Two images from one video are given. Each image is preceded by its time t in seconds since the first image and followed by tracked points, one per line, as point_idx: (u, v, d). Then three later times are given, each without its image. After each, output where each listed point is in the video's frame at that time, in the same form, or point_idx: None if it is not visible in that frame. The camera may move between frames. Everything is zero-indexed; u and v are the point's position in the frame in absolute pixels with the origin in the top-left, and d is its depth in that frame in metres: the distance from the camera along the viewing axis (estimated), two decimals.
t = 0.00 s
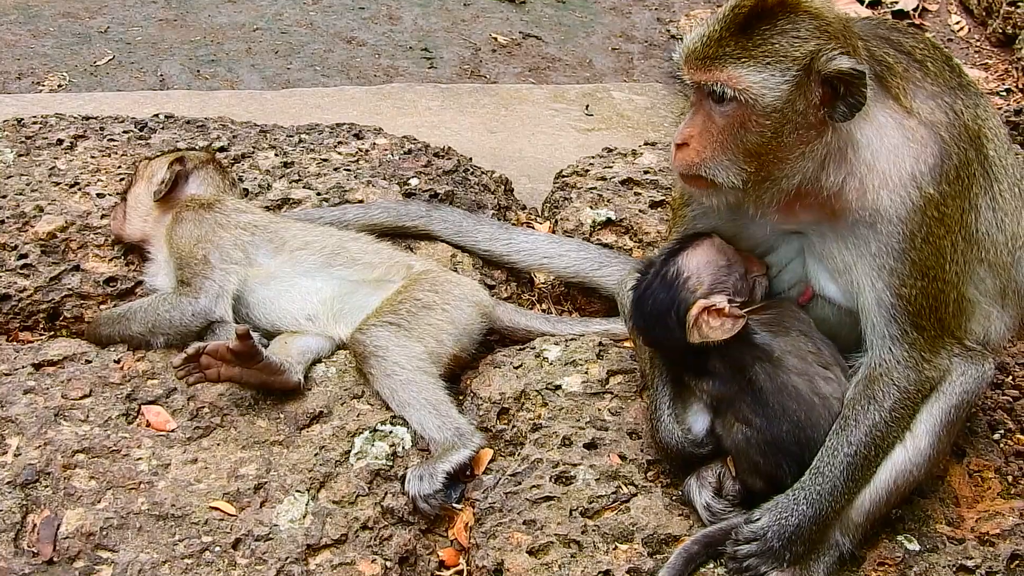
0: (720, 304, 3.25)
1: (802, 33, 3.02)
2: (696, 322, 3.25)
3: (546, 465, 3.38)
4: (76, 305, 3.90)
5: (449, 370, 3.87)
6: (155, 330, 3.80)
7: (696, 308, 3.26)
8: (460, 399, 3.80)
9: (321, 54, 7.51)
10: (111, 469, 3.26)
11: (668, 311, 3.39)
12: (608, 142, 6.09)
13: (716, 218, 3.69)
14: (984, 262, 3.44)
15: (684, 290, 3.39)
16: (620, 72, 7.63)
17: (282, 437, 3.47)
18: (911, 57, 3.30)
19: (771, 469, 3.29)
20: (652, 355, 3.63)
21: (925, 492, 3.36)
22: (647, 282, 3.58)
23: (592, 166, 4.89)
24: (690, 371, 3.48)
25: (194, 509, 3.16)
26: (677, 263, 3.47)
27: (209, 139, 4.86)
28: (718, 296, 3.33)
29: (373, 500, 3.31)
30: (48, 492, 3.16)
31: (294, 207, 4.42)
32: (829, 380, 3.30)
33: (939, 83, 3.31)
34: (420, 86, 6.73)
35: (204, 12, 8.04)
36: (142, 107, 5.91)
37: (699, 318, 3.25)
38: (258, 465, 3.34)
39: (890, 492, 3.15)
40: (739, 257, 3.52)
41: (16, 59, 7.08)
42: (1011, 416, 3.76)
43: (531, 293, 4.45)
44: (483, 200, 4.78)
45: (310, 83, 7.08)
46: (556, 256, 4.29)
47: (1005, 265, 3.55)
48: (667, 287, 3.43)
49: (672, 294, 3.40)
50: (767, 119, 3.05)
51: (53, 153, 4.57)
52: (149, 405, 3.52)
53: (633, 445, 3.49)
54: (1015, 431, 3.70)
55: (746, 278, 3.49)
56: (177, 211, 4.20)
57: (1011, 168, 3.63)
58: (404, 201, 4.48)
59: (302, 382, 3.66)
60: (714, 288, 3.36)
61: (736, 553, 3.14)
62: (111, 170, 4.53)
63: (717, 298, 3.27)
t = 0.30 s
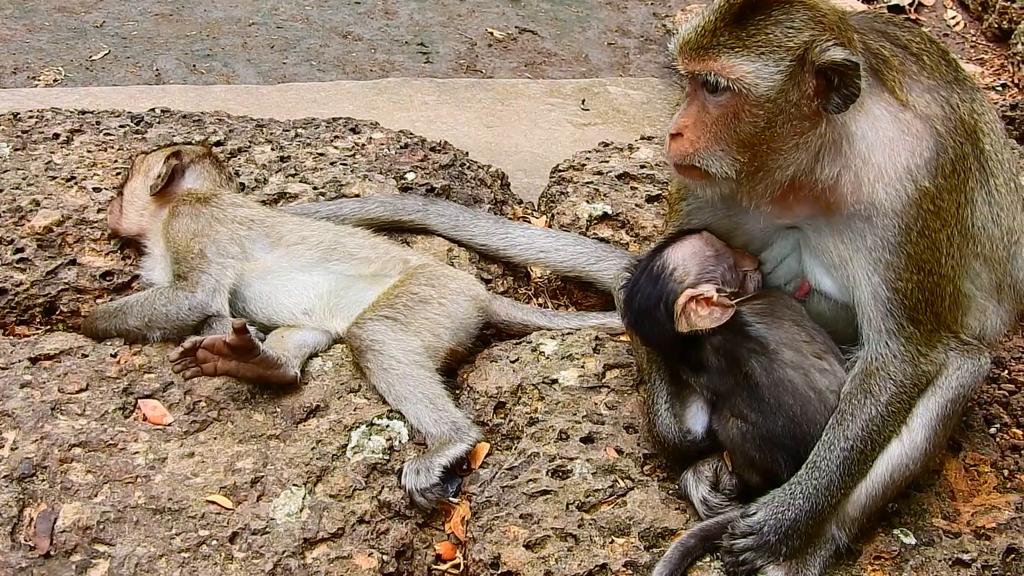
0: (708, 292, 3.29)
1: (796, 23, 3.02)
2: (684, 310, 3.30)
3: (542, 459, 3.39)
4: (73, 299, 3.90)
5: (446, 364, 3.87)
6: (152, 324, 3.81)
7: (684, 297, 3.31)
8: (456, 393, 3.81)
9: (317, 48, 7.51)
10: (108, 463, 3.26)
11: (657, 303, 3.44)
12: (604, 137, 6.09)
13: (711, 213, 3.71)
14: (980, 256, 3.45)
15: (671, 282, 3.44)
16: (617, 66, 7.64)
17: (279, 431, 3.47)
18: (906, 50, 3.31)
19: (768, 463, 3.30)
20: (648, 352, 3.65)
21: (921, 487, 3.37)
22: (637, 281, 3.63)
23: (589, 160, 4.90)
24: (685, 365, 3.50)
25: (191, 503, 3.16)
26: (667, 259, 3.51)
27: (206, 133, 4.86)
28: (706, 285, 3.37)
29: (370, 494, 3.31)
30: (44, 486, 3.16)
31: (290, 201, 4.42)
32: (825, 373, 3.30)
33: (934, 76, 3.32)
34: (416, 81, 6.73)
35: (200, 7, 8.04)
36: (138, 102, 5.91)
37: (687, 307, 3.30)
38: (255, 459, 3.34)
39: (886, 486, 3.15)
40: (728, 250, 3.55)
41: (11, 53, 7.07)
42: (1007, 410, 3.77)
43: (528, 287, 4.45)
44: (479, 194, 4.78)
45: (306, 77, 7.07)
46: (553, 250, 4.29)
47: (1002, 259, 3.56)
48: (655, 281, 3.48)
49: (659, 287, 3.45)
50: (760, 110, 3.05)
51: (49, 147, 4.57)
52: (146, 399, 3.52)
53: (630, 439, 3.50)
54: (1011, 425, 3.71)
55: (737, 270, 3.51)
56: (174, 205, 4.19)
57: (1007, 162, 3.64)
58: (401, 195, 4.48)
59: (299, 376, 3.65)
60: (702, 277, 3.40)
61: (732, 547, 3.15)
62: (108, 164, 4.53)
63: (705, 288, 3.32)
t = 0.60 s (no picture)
0: (705, 290, 3.30)
1: (794, 15, 3.02)
2: (681, 308, 3.31)
3: (538, 454, 3.39)
4: (68, 295, 3.90)
5: (442, 359, 3.88)
6: (148, 319, 3.81)
7: (681, 295, 3.32)
8: (452, 387, 3.81)
9: (312, 44, 7.50)
10: (104, 458, 3.26)
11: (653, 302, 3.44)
12: (600, 131, 6.10)
13: (705, 206, 3.71)
14: (974, 248, 3.46)
15: (665, 280, 3.44)
16: (612, 61, 7.63)
17: (274, 426, 3.47)
18: (900, 42, 3.32)
19: (765, 457, 3.31)
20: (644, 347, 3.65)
21: (916, 480, 3.37)
22: (631, 279, 3.63)
23: (584, 155, 4.91)
24: (681, 360, 3.50)
25: (187, 498, 3.16)
26: (662, 256, 3.52)
27: (201, 129, 4.86)
28: (701, 282, 3.37)
29: (366, 489, 3.31)
30: (40, 482, 3.16)
31: (286, 196, 4.42)
32: (821, 366, 3.31)
33: (928, 68, 3.32)
34: (412, 76, 6.73)
35: (195, 3, 8.04)
36: (133, 98, 5.90)
37: (683, 304, 3.31)
38: (251, 454, 3.34)
39: (881, 479, 3.16)
40: (721, 244, 3.56)
41: (6, 49, 7.06)
42: (1002, 403, 3.77)
43: (524, 281, 4.46)
44: (475, 188, 4.79)
45: (301, 73, 7.07)
46: (548, 245, 4.29)
47: (995, 252, 3.57)
48: (650, 279, 3.49)
49: (654, 286, 3.46)
50: (760, 103, 3.05)
51: (44, 142, 4.57)
52: (141, 395, 3.51)
53: (626, 434, 3.50)
54: (1006, 418, 3.71)
55: (731, 264, 3.52)
56: (169, 200, 4.20)
57: (1001, 154, 3.65)
58: (396, 190, 4.48)
59: (295, 370, 3.66)
60: (697, 274, 3.41)
61: (728, 541, 3.15)
62: (103, 159, 4.53)
63: (701, 285, 3.32)
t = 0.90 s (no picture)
0: (700, 283, 3.30)
1: (788, 6, 3.03)
2: (676, 302, 3.31)
3: (534, 447, 3.40)
4: (64, 290, 3.90)
5: (438, 353, 3.88)
6: (143, 314, 3.80)
7: (676, 289, 3.32)
8: (448, 381, 3.82)
9: (308, 39, 7.51)
10: (100, 453, 3.26)
11: (648, 296, 3.44)
12: (595, 126, 6.10)
13: (700, 199, 3.72)
14: (967, 241, 3.47)
15: (660, 274, 3.45)
16: (607, 56, 7.64)
17: (271, 420, 3.47)
18: (894, 35, 3.32)
19: (760, 450, 3.31)
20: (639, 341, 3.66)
21: (912, 472, 3.38)
22: (626, 273, 3.64)
23: (580, 149, 4.92)
24: (675, 354, 3.50)
25: (184, 493, 3.16)
26: (657, 250, 3.52)
27: (196, 123, 4.87)
28: (696, 275, 3.38)
29: (362, 482, 3.32)
30: (37, 476, 3.16)
31: (281, 190, 4.43)
32: (816, 359, 3.31)
33: (922, 61, 3.33)
34: (408, 71, 6.74)
35: None
36: (129, 93, 5.90)
37: (678, 298, 3.32)
38: (247, 448, 3.34)
39: (877, 472, 3.17)
40: (716, 238, 3.56)
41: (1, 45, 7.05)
42: (997, 395, 3.78)
43: (519, 276, 4.47)
44: (470, 183, 4.80)
45: (297, 68, 7.07)
46: (544, 239, 4.30)
47: (989, 244, 3.58)
48: (645, 273, 3.49)
49: (650, 279, 3.46)
50: (753, 92, 3.06)
51: (40, 137, 4.57)
52: (138, 389, 3.52)
53: (621, 427, 3.51)
54: (1001, 410, 3.73)
55: (726, 258, 3.52)
56: (165, 195, 4.20)
57: (994, 147, 3.65)
58: (391, 184, 4.48)
59: (291, 365, 3.66)
60: (692, 268, 3.42)
61: (724, 533, 3.15)
62: (98, 154, 4.53)
63: (696, 278, 3.33)
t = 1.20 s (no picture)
0: (693, 276, 3.31)
1: None
2: (670, 295, 3.32)
3: (527, 441, 3.40)
4: (56, 284, 3.90)
5: (430, 347, 3.89)
6: (136, 308, 3.82)
7: (669, 282, 3.33)
8: (441, 375, 3.83)
9: (300, 34, 7.51)
10: (93, 447, 3.25)
11: (642, 289, 3.45)
12: (588, 120, 6.12)
13: (691, 192, 3.73)
14: (958, 233, 3.47)
15: (655, 268, 3.45)
16: (600, 51, 7.65)
17: (263, 414, 3.48)
18: (884, 27, 3.33)
19: (753, 443, 3.31)
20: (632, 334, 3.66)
21: (904, 465, 3.38)
22: (620, 266, 3.64)
23: (572, 143, 4.92)
24: (669, 347, 3.51)
25: (176, 487, 3.16)
26: (650, 243, 3.52)
27: (189, 118, 4.87)
28: (689, 268, 3.39)
29: (355, 476, 3.32)
30: (30, 470, 3.16)
31: (274, 184, 4.43)
32: (807, 352, 3.32)
33: (912, 53, 3.34)
34: (400, 66, 6.75)
35: None
36: (121, 88, 5.91)
37: (672, 291, 3.33)
38: (240, 442, 3.35)
39: (869, 464, 3.17)
40: (709, 231, 3.57)
41: None
42: (989, 388, 3.79)
43: (512, 270, 4.48)
44: (462, 177, 4.81)
45: (289, 63, 7.07)
46: (536, 233, 4.31)
47: (980, 236, 3.59)
48: (638, 266, 3.49)
49: (643, 273, 3.47)
50: (742, 83, 3.07)
51: (32, 132, 4.58)
52: (130, 383, 3.52)
53: (614, 420, 3.51)
54: (992, 403, 3.74)
55: (719, 251, 3.53)
56: (157, 189, 4.20)
57: (984, 140, 3.66)
58: (384, 178, 4.49)
59: (284, 359, 3.67)
60: (685, 261, 3.42)
61: (716, 526, 3.15)
62: (90, 149, 4.53)
63: (689, 271, 3.34)
